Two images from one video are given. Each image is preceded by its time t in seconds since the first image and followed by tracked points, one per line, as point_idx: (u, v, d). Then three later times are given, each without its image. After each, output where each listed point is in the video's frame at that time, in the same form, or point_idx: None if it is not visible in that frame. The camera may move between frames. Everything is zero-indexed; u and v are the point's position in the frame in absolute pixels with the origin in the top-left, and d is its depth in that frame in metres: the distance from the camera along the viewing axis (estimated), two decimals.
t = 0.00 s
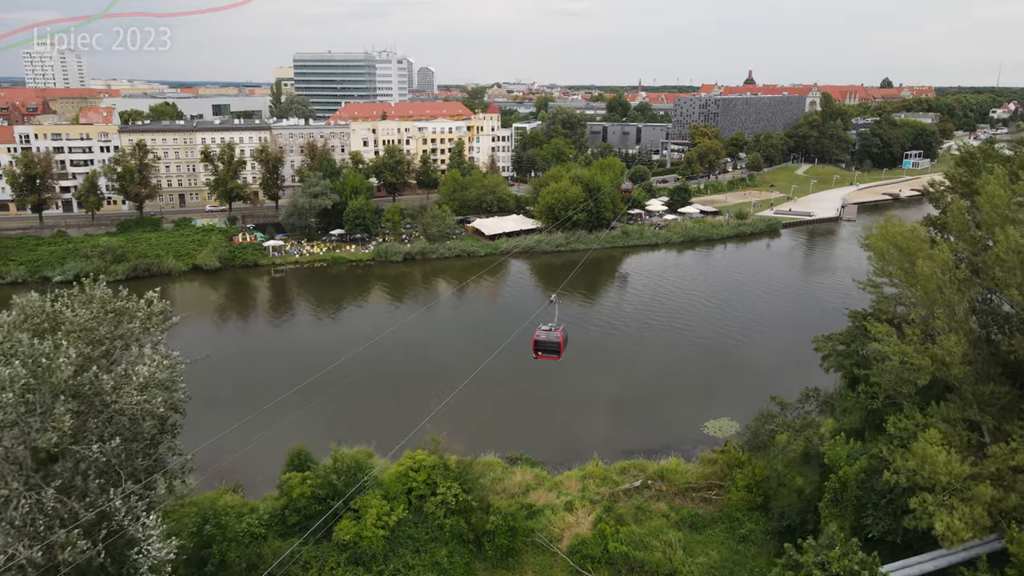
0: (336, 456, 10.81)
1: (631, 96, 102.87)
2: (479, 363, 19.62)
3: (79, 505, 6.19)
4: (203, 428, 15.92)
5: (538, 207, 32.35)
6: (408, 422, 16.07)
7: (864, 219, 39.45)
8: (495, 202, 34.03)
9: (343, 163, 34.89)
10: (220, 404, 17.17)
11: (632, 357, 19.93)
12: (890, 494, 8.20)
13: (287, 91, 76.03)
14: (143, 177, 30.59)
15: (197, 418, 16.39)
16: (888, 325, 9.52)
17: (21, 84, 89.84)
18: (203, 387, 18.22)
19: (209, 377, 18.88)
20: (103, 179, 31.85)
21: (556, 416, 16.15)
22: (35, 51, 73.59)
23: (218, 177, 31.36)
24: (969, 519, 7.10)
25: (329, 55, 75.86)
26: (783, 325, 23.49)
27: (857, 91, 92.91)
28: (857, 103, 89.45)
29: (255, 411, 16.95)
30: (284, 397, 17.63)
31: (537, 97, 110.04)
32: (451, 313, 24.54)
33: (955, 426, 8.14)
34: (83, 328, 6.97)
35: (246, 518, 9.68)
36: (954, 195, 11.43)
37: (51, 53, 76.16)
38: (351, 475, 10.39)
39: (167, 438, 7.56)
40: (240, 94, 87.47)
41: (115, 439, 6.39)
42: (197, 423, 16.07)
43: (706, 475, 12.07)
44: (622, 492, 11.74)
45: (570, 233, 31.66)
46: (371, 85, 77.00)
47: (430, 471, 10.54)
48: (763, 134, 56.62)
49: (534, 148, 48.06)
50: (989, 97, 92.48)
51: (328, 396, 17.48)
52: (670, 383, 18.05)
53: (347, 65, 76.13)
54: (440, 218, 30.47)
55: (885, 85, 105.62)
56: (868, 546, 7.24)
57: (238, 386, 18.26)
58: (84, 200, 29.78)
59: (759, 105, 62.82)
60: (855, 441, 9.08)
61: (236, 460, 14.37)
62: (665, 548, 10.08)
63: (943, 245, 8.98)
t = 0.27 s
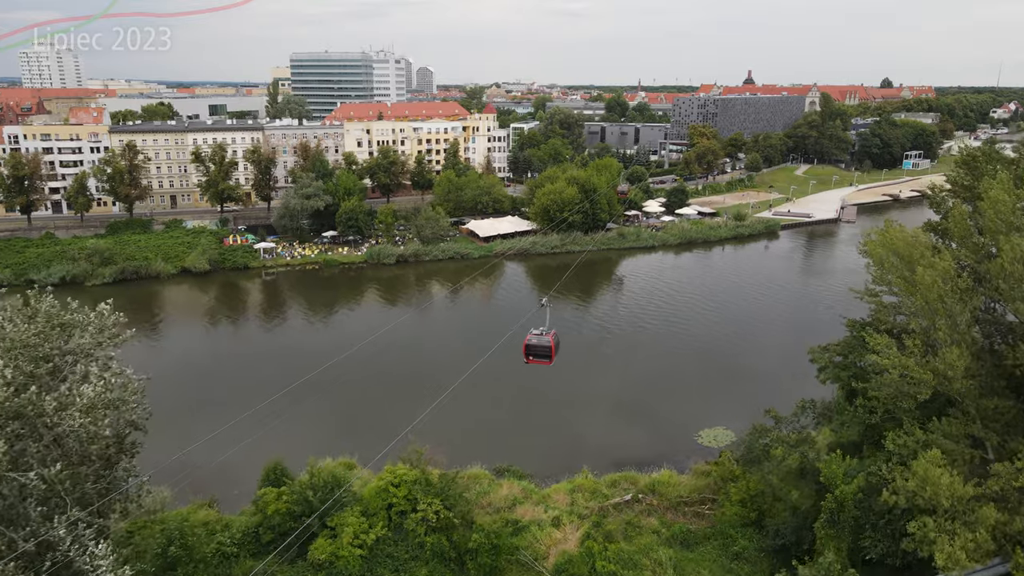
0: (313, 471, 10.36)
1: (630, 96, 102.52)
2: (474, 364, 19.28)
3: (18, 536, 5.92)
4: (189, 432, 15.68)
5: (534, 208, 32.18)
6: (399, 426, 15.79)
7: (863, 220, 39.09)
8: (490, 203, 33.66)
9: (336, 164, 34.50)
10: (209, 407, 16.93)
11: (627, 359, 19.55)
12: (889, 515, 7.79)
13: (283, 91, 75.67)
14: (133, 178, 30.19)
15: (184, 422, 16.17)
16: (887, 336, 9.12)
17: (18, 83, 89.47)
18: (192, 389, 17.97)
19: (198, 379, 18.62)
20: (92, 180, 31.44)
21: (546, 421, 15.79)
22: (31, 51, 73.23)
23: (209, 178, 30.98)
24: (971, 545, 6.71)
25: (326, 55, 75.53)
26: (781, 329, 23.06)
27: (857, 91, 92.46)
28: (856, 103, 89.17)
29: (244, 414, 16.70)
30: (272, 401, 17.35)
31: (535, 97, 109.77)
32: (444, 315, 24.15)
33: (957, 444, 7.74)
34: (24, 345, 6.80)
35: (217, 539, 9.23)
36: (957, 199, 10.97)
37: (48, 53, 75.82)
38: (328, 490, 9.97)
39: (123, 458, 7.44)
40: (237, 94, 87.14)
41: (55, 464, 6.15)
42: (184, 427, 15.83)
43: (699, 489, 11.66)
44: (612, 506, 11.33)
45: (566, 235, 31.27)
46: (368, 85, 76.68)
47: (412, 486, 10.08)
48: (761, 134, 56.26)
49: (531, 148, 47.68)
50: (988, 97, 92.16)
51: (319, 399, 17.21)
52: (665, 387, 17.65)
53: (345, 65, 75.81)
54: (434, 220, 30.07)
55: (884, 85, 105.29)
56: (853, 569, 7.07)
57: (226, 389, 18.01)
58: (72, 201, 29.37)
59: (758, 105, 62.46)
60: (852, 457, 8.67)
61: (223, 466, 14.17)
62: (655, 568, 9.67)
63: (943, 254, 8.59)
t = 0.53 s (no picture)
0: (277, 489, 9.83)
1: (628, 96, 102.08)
2: (460, 367, 18.87)
3: None
4: (165, 439, 15.34)
5: (526, 209, 31.69)
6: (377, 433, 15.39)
7: (861, 221, 38.56)
8: (482, 205, 33.17)
9: (326, 165, 34.04)
10: (187, 412, 16.58)
11: (617, 362, 19.08)
12: (881, 541, 7.27)
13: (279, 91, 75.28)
14: (119, 179, 29.76)
15: (160, 428, 15.83)
16: (882, 349, 8.62)
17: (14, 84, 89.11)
18: (172, 393, 17.62)
19: (179, 382, 18.28)
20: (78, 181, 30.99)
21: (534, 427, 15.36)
22: (26, 51, 72.92)
23: (197, 179, 30.55)
24: None
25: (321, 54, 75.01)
26: (776, 332, 22.55)
27: (857, 91, 91.97)
28: (856, 102, 88.69)
29: (222, 418, 16.34)
30: (253, 405, 16.96)
31: (533, 96, 109.35)
32: (434, 316, 23.71)
33: (954, 464, 7.28)
34: None
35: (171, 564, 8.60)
36: (954, 205, 10.51)
37: (45, 53, 75.69)
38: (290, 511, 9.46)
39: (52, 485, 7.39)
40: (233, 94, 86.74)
41: None
42: (160, 434, 15.49)
43: (684, 505, 11.17)
44: (594, 524, 10.84)
45: (559, 237, 30.77)
46: (364, 85, 76.32)
47: (381, 505, 9.51)
48: (760, 134, 55.78)
49: (526, 149, 47.21)
50: (989, 97, 91.66)
51: (299, 404, 16.81)
52: (654, 391, 17.18)
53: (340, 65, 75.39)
54: (424, 222, 29.55)
55: (883, 85, 104.85)
56: None
57: (207, 392, 17.65)
58: (57, 203, 28.91)
59: (756, 105, 61.96)
60: (843, 479, 8.15)
61: (194, 476, 13.81)
62: None
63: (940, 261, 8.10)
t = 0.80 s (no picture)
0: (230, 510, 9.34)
1: (626, 96, 101.61)
2: (439, 374, 18.37)
3: None
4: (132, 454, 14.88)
5: (517, 212, 31.20)
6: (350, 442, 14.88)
7: (858, 223, 38.07)
8: (473, 207, 32.68)
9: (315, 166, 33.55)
10: (158, 424, 16.11)
11: (601, 367, 18.53)
12: None
13: (274, 91, 74.79)
14: (103, 181, 29.29)
15: (129, 442, 15.36)
16: (867, 368, 8.17)
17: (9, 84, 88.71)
18: (144, 403, 17.15)
19: (153, 391, 17.81)
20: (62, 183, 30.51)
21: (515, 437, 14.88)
22: (21, 51, 72.52)
23: (182, 181, 30.09)
24: None
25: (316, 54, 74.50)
26: (768, 336, 22.07)
27: (856, 91, 91.49)
28: (855, 103, 88.19)
29: (192, 430, 15.87)
30: (226, 416, 16.50)
31: (531, 96, 108.85)
32: (417, 321, 23.20)
33: (944, 494, 6.77)
34: None
35: None
36: (946, 214, 10.04)
37: (39, 53, 75.34)
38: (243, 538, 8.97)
39: None
40: (229, 94, 86.24)
41: None
42: (128, 446, 15.03)
43: (664, 526, 10.70)
44: (571, 546, 10.34)
45: (550, 240, 30.28)
46: (360, 85, 75.84)
47: (343, 531, 9.01)
48: (757, 135, 55.29)
49: (520, 150, 46.74)
50: (988, 97, 91.16)
51: (273, 415, 16.33)
52: (638, 398, 16.65)
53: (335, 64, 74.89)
54: (413, 224, 29.04)
55: (882, 85, 104.32)
56: None
57: (180, 402, 17.19)
58: (39, 205, 28.44)
59: (754, 105, 61.45)
60: (827, 506, 7.66)
61: (158, 492, 13.35)
62: None
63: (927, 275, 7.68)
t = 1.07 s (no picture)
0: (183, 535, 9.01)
1: (624, 97, 101.17)
2: (417, 383, 17.85)
3: None
4: (98, 466, 14.32)
5: (508, 215, 30.76)
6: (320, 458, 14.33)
7: (855, 226, 37.64)
8: (463, 210, 32.24)
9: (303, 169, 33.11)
10: (125, 433, 15.50)
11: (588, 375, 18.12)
12: None
13: (270, 92, 74.43)
14: (87, 183, 28.86)
15: (95, 452, 14.75)
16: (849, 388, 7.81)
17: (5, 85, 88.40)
18: (113, 411, 16.57)
19: (124, 399, 17.25)
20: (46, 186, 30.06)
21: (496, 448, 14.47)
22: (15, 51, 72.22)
23: (168, 183, 29.66)
24: None
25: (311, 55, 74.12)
26: (760, 340, 21.65)
27: (854, 90, 91.03)
28: (853, 103, 87.78)
29: (165, 437, 15.42)
30: (199, 423, 16.01)
31: (529, 97, 108.47)
32: (403, 325, 22.79)
33: (932, 527, 6.32)
34: None
35: None
36: (935, 224, 9.66)
37: (35, 54, 75.05)
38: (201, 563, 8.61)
39: None
40: (225, 95, 85.86)
41: None
42: (98, 455, 14.60)
43: (643, 549, 10.24)
44: (545, 570, 9.89)
45: (541, 243, 29.84)
46: (355, 86, 75.45)
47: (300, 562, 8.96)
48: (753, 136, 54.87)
49: (514, 152, 46.34)
50: (988, 97, 90.73)
51: (247, 426, 15.79)
52: (624, 407, 16.27)
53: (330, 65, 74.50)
54: (401, 228, 28.60)
55: (882, 85, 103.90)
56: None
57: (150, 411, 16.61)
58: (22, 207, 28.00)
59: (751, 106, 61.02)
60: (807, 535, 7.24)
61: (124, 508, 12.82)
62: None
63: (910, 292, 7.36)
